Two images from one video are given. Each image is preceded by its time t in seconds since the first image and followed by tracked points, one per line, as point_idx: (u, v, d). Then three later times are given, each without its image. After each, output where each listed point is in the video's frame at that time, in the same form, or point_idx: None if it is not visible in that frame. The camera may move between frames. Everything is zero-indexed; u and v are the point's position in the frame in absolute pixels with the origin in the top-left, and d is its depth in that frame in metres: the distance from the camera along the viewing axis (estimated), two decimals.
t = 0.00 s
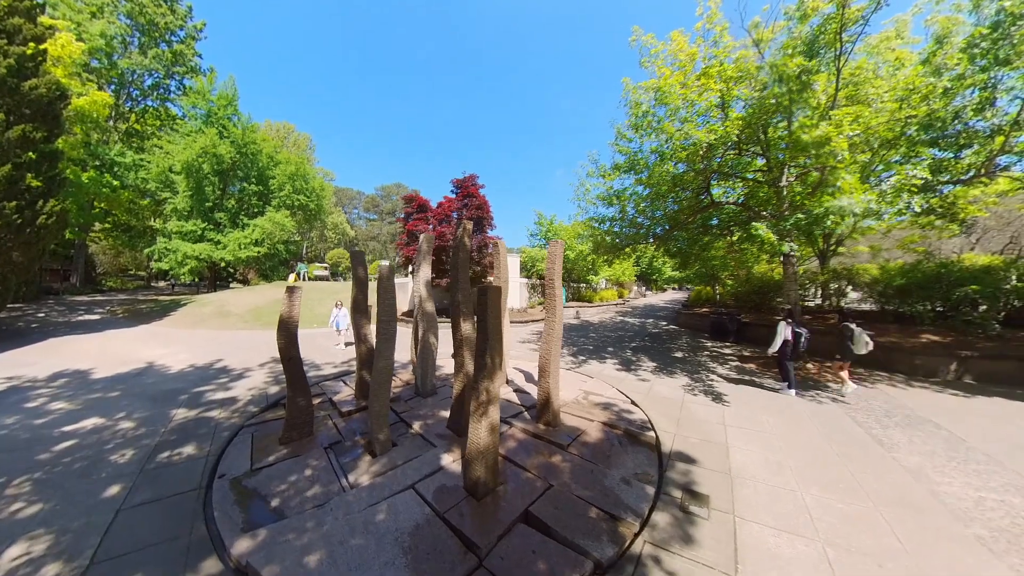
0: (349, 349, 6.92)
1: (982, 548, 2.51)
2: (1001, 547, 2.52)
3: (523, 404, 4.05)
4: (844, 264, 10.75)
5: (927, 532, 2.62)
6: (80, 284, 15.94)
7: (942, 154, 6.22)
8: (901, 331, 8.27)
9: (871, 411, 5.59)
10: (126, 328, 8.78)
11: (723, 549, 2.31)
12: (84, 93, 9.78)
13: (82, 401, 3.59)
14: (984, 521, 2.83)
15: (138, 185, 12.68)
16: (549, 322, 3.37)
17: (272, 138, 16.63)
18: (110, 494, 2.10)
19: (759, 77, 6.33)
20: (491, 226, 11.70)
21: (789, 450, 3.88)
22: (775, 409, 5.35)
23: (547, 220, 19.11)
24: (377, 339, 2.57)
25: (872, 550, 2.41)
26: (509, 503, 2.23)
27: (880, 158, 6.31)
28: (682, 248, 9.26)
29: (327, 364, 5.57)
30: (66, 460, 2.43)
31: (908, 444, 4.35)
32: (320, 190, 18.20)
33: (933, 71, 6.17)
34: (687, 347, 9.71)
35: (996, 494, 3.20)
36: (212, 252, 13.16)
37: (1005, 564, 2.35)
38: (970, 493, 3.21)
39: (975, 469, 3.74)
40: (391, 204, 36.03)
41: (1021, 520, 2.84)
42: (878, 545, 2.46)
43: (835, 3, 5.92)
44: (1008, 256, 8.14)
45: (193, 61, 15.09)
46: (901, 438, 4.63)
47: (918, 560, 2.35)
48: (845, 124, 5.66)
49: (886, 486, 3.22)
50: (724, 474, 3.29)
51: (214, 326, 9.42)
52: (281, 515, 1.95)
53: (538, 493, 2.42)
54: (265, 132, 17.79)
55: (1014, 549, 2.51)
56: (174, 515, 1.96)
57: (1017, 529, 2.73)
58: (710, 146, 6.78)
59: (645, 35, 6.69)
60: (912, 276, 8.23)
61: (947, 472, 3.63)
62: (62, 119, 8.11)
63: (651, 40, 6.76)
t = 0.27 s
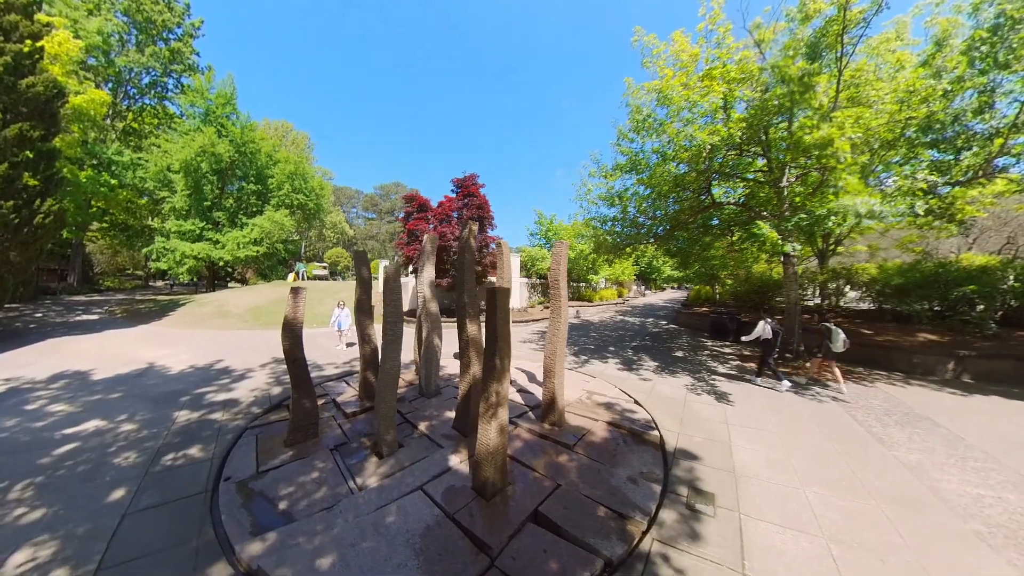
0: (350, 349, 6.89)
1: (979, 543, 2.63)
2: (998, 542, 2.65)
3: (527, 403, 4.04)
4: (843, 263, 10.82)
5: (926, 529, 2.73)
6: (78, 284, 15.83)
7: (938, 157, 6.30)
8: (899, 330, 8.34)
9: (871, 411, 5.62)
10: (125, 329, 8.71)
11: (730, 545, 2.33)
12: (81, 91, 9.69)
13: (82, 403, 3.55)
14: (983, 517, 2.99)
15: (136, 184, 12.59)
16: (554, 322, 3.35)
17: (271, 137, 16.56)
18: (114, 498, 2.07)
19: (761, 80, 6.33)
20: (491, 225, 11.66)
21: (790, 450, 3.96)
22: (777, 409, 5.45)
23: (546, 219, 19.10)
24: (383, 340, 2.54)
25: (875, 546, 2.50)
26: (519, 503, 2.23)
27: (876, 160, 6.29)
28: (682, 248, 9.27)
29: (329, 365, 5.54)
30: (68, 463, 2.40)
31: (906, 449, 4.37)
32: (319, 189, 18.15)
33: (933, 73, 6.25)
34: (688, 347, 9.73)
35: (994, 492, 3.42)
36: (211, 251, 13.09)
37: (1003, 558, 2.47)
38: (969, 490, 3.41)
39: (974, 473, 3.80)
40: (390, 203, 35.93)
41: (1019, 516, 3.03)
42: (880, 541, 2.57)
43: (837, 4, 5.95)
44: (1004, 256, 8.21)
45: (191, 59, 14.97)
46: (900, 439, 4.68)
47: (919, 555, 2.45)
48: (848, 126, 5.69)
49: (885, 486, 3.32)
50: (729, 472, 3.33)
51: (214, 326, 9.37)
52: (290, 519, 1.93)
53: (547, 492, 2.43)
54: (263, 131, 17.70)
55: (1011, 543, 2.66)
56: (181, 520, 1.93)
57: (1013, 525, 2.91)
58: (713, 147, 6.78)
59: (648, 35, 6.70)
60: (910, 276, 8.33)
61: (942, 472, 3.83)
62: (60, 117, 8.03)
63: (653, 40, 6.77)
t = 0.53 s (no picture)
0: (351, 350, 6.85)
1: (981, 539, 2.68)
2: (1000, 539, 2.70)
3: (532, 404, 4.03)
4: (842, 263, 10.87)
5: (929, 526, 2.76)
6: (75, 284, 15.71)
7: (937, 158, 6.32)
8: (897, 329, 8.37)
9: (872, 410, 5.65)
10: (123, 329, 8.64)
11: (738, 544, 2.34)
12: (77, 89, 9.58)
13: (82, 406, 3.50)
14: (985, 514, 3.05)
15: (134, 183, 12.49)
16: (560, 323, 3.34)
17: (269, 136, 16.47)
18: (118, 504, 2.04)
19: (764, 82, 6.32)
20: (492, 225, 11.63)
21: (793, 449, 3.99)
22: (780, 408, 5.52)
23: (546, 219, 19.09)
24: (390, 342, 2.51)
25: (881, 544, 2.53)
26: (529, 505, 2.22)
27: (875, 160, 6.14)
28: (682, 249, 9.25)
29: (330, 366, 5.51)
30: (70, 468, 2.36)
31: (908, 449, 4.38)
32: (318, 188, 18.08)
33: (934, 76, 6.30)
34: (689, 347, 9.73)
35: (995, 489, 3.50)
36: (209, 251, 13.00)
37: (1004, 555, 2.50)
38: (971, 487, 3.50)
39: (975, 473, 3.83)
40: (388, 202, 35.81)
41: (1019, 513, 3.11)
42: (885, 539, 2.59)
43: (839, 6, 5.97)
44: (1001, 256, 8.27)
45: (189, 57, 14.86)
46: (902, 438, 4.70)
47: (924, 552, 2.48)
48: (851, 128, 5.72)
49: (888, 486, 3.36)
50: (734, 472, 3.34)
51: (213, 326, 9.31)
52: (299, 524, 1.90)
53: (556, 493, 2.44)
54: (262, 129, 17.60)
55: (1012, 539, 2.70)
56: (187, 526, 1.91)
57: (1013, 521, 2.98)
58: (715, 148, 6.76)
59: (650, 36, 6.71)
60: (907, 276, 8.37)
61: (943, 471, 3.88)
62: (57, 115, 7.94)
63: (655, 41, 6.78)
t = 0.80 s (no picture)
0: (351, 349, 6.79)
1: (992, 538, 2.70)
2: (1010, 537, 2.73)
3: (537, 404, 3.99)
4: (843, 263, 10.86)
5: (939, 525, 2.78)
6: (72, 284, 15.58)
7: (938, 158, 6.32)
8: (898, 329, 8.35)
9: (876, 410, 5.63)
10: (120, 328, 8.55)
11: (750, 545, 2.38)
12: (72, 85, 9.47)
13: (78, 408, 3.43)
14: (994, 512, 3.07)
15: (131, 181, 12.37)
16: (567, 322, 3.30)
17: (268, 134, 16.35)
18: (116, 510, 1.98)
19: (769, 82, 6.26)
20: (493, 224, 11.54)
21: (801, 449, 4.01)
22: (784, 408, 5.52)
23: (546, 218, 19.02)
24: (396, 341, 2.46)
25: (891, 543, 2.55)
26: (539, 509, 2.19)
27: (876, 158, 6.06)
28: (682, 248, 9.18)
29: (331, 366, 5.44)
30: (65, 473, 2.29)
31: (914, 448, 4.36)
32: (317, 187, 17.96)
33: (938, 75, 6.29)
34: (691, 346, 9.69)
35: (1003, 488, 3.49)
36: (207, 250, 12.88)
37: (1015, 554, 2.52)
38: (980, 487, 3.50)
39: (982, 473, 3.81)
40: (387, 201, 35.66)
41: None
42: (896, 538, 2.61)
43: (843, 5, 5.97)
44: (1002, 256, 8.28)
45: (186, 54, 14.74)
46: (908, 438, 4.67)
47: (935, 551, 2.50)
48: (858, 127, 5.69)
49: (895, 485, 3.38)
50: (743, 472, 3.36)
51: (212, 326, 9.23)
52: (303, 530, 1.85)
53: (567, 496, 2.41)
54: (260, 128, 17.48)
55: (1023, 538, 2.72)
56: (187, 532, 1.84)
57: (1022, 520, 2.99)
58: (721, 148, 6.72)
59: (653, 35, 6.69)
60: (908, 275, 8.34)
61: (949, 470, 3.87)
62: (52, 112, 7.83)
63: (659, 39, 6.77)
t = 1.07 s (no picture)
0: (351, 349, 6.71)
1: (1005, 539, 2.69)
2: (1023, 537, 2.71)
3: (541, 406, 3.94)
4: (843, 263, 10.85)
5: (951, 526, 2.77)
6: (67, 283, 15.43)
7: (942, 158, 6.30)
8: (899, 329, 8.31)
9: (880, 410, 5.59)
10: (116, 328, 8.44)
11: (764, 549, 2.37)
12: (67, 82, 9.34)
13: (71, 411, 3.34)
14: (1004, 512, 3.07)
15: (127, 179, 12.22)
16: (573, 322, 3.24)
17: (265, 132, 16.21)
18: (108, 519, 1.90)
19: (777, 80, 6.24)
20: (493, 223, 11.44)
21: (808, 449, 4.00)
22: (788, 407, 5.50)
23: (545, 217, 18.95)
24: (401, 342, 2.39)
25: (905, 544, 2.53)
26: (547, 515, 2.13)
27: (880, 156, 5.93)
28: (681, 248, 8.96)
29: (330, 366, 5.37)
30: (55, 480, 2.21)
31: (920, 447, 4.34)
32: (315, 185, 17.83)
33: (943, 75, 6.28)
34: (692, 346, 9.65)
35: (1011, 488, 3.46)
36: (204, 248, 12.74)
37: None
38: (988, 487, 3.46)
39: (990, 473, 3.77)
40: (386, 200, 35.50)
41: None
42: (910, 540, 2.59)
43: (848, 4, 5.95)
44: (1003, 256, 8.27)
45: (184, 51, 14.60)
46: (913, 437, 4.64)
47: (949, 552, 2.49)
48: (865, 125, 5.64)
49: (904, 485, 3.36)
50: (753, 474, 3.36)
51: (209, 326, 9.13)
52: (305, 540, 1.78)
53: (576, 501, 2.38)
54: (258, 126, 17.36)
55: None
56: (183, 543, 1.77)
57: None
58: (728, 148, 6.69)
59: (657, 33, 6.69)
60: (909, 275, 8.33)
61: (957, 470, 3.83)
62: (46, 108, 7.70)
63: (662, 37, 6.76)
